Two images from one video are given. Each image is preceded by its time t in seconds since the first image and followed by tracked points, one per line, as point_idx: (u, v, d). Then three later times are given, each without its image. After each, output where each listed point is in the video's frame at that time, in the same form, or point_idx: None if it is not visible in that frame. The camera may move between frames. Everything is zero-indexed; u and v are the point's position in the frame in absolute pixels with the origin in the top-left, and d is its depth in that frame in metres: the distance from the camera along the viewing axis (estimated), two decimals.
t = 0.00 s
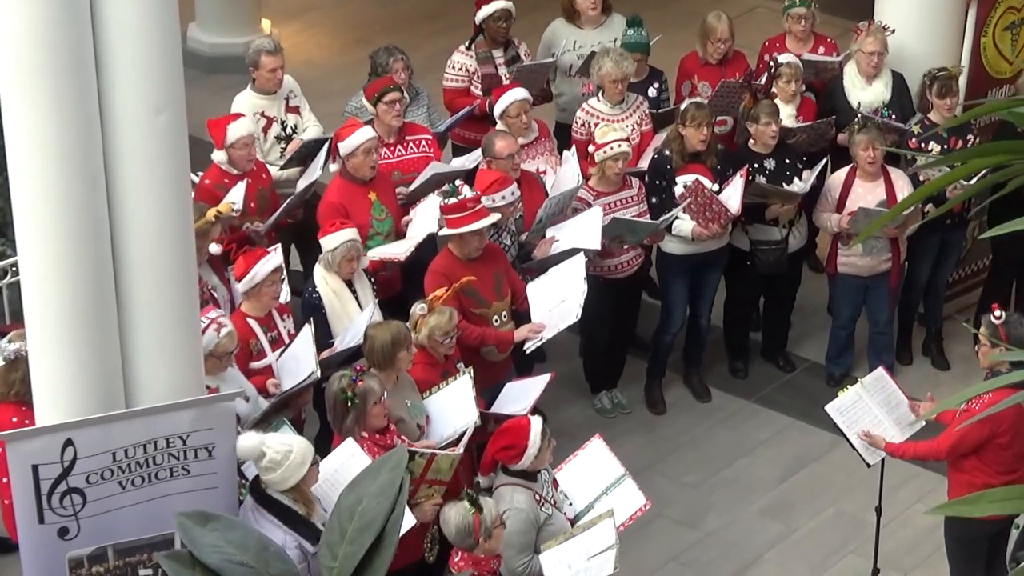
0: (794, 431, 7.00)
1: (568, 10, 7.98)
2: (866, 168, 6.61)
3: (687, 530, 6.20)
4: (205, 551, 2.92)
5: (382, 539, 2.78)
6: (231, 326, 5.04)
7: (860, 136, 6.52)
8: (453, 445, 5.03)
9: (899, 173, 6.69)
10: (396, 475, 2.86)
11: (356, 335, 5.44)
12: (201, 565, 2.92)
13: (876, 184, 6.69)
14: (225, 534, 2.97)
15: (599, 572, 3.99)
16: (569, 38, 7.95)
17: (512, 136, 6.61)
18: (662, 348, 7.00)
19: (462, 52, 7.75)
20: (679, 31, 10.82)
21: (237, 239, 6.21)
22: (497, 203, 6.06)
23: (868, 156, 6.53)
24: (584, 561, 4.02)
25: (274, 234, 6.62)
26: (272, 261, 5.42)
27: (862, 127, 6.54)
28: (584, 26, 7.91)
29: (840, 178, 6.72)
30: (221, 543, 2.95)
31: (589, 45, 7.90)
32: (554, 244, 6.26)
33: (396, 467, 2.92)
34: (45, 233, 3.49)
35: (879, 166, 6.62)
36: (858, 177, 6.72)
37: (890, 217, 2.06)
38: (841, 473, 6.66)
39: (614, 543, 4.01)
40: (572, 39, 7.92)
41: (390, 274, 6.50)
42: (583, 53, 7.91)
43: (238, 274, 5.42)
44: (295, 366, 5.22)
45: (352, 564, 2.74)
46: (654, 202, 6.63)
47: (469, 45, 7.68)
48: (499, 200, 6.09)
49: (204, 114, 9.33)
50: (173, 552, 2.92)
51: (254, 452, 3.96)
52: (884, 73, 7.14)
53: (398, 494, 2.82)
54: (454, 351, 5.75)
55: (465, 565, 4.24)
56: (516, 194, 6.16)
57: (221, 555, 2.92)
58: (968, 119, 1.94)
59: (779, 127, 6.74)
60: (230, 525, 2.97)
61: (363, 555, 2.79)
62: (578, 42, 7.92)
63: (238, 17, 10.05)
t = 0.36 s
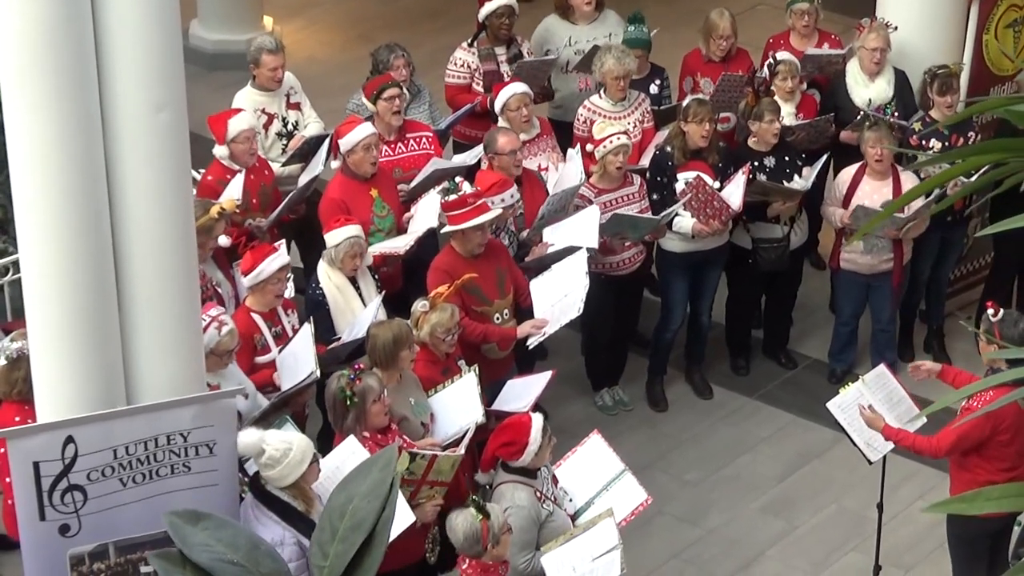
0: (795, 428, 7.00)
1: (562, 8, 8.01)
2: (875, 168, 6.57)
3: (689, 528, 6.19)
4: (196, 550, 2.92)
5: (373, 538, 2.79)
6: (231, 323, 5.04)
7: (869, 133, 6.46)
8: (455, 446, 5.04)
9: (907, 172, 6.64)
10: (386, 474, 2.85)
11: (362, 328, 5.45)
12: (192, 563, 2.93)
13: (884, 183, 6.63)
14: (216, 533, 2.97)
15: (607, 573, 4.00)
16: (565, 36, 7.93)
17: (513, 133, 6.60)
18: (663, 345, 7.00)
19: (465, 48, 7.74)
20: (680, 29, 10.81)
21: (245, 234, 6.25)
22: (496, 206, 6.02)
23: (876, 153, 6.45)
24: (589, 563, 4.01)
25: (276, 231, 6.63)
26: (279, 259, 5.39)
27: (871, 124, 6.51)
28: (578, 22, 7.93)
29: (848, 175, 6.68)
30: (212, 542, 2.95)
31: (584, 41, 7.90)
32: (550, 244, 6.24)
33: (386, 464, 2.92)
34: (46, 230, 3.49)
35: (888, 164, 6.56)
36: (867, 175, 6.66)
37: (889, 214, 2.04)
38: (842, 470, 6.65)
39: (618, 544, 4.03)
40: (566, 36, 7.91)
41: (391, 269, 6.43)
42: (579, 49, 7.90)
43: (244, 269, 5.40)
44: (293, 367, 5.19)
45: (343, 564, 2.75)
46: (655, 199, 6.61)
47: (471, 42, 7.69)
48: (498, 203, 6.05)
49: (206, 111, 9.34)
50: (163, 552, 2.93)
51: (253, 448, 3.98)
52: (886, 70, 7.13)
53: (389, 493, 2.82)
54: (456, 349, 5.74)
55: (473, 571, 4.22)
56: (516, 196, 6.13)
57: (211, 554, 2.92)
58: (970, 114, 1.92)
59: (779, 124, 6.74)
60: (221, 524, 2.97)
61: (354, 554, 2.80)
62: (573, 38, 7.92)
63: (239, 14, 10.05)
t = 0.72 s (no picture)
0: (791, 424, 7.00)
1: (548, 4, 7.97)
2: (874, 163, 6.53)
3: (684, 523, 6.19)
4: (191, 547, 2.91)
5: (367, 533, 2.78)
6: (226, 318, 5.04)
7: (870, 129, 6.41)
8: (453, 441, 5.06)
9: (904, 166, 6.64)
10: (381, 469, 2.84)
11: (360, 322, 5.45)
12: (188, 559, 2.93)
13: (882, 179, 6.61)
14: (212, 528, 2.96)
15: None
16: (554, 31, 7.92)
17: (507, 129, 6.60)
18: (658, 341, 7.00)
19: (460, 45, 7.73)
20: (675, 26, 10.81)
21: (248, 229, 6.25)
22: (493, 201, 6.06)
23: (876, 149, 6.44)
24: (585, 569, 4.00)
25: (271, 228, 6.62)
26: (278, 258, 5.38)
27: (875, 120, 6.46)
28: (564, 17, 7.93)
29: (848, 170, 6.68)
30: (207, 537, 2.95)
31: (571, 36, 7.90)
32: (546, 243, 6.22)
33: (380, 459, 2.90)
34: (40, 227, 3.49)
35: (887, 161, 6.51)
36: (866, 171, 6.65)
37: (884, 209, 2.02)
38: (838, 465, 6.65)
39: (614, 550, 4.02)
40: (554, 30, 7.90)
41: (386, 267, 6.41)
42: (567, 44, 7.89)
43: (243, 265, 5.38)
44: (289, 359, 5.17)
45: (336, 560, 2.75)
46: (650, 194, 6.59)
47: (466, 39, 7.69)
48: (495, 197, 6.09)
49: (200, 108, 9.33)
50: (158, 547, 2.92)
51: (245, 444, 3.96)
52: (881, 65, 7.09)
53: (384, 488, 2.80)
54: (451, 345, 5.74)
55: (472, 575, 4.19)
56: (512, 190, 6.16)
57: (206, 550, 2.91)
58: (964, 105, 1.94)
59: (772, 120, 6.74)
60: (216, 519, 2.96)
61: (349, 549, 2.79)
62: (560, 33, 7.91)
63: (233, 11, 10.04)
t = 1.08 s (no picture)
0: (774, 424, 7.02)
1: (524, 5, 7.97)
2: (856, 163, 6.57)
3: (668, 524, 6.21)
4: (182, 551, 2.91)
5: (358, 536, 2.78)
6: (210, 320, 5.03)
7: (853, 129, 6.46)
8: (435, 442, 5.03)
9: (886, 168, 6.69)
10: (371, 472, 2.83)
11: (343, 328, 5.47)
12: (179, 563, 2.92)
13: (866, 180, 6.63)
14: (203, 533, 2.96)
15: None
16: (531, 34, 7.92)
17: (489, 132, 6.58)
18: (642, 342, 7.01)
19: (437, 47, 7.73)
20: (657, 26, 10.83)
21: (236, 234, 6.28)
22: (480, 199, 6.08)
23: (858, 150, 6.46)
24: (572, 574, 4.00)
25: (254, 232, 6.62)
26: (262, 261, 5.39)
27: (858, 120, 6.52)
28: (540, 18, 7.94)
29: (830, 171, 6.72)
30: (198, 542, 2.95)
31: (548, 37, 7.91)
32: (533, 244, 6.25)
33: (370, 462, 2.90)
34: (22, 231, 3.47)
35: (869, 160, 6.55)
36: (849, 171, 6.67)
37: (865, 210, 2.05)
38: (821, 465, 6.67)
39: (601, 555, 4.01)
40: (531, 31, 7.90)
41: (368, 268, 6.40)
42: (544, 45, 7.90)
43: (228, 266, 5.40)
44: (272, 363, 5.17)
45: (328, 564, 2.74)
46: (632, 195, 6.58)
47: (445, 40, 7.70)
48: (482, 195, 6.10)
49: (181, 112, 9.32)
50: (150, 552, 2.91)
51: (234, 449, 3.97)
52: (862, 65, 7.13)
53: (374, 491, 2.80)
54: (434, 347, 5.74)
55: None
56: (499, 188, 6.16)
57: (197, 555, 2.91)
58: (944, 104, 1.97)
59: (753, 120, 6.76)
60: (207, 524, 2.96)
61: (340, 553, 2.79)
62: (537, 34, 7.91)
63: (214, 14, 10.02)
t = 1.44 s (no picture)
0: (753, 427, 7.03)
1: (500, 10, 8.00)
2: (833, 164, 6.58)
3: (648, 528, 6.21)
4: (169, 557, 2.90)
5: (345, 541, 2.78)
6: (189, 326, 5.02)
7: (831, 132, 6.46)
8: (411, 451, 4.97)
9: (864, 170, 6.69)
10: (357, 478, 2.84)
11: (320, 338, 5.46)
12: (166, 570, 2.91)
13: (843, 183, 6.66)
14: (189, 539, 2.95)
15: None
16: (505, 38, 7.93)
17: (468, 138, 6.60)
18: (621, 346, 7.02)
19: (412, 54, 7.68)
20: (633, 31, 10.85)
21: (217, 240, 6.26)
22: (461, 201, 6.08)
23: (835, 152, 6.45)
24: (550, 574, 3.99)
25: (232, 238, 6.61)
26: (242, 268, 5.37)
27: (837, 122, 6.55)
28: (516, 23, 7.95)
29: (807, 175, 6.72)
30: (185, 548, 2.93)
31: (523, 42, 7.94)
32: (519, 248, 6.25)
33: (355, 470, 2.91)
34: None
35: (846, 162, 6.58)
36: (826, 173, 6.70)
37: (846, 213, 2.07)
38: (800, 468, 6.69)
39: (579, 555, 4.01)
40: (507, 36, 7.92)
41: (346, 273, 6.37)
42: (519, 49, 7.92)
43: (208, 273, 5.39)
44: (249, 371, 5.15)
45: (315, 569, 2.73)
46: (613, 200, 6.59)
47: (419, 47, 7.68)
48: (463, 196, 6.11)
49: (158, 119, 9.29)
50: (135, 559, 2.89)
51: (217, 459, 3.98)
52: (839, 68, 7.15)
53: (360, 497, 2.81)
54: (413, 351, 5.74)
55: None
56: (480, 190, 6.17)
57: (184, 560, 2.90)
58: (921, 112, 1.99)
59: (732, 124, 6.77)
60: (194, 530, 2.95)
61: (327, 559, 2.79)
62: (513, 39, 7.94)
63: (191, 20, 10.00)
